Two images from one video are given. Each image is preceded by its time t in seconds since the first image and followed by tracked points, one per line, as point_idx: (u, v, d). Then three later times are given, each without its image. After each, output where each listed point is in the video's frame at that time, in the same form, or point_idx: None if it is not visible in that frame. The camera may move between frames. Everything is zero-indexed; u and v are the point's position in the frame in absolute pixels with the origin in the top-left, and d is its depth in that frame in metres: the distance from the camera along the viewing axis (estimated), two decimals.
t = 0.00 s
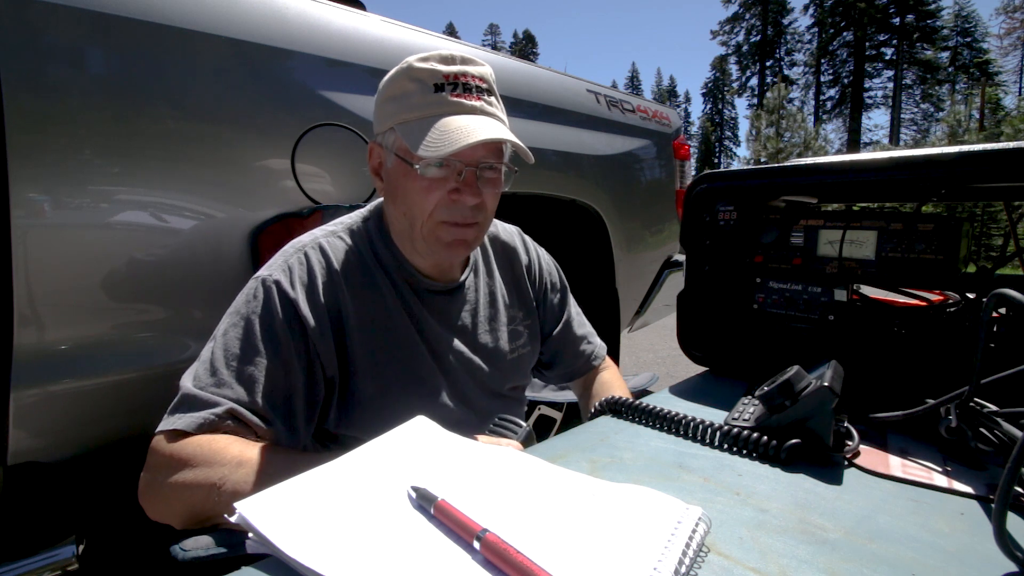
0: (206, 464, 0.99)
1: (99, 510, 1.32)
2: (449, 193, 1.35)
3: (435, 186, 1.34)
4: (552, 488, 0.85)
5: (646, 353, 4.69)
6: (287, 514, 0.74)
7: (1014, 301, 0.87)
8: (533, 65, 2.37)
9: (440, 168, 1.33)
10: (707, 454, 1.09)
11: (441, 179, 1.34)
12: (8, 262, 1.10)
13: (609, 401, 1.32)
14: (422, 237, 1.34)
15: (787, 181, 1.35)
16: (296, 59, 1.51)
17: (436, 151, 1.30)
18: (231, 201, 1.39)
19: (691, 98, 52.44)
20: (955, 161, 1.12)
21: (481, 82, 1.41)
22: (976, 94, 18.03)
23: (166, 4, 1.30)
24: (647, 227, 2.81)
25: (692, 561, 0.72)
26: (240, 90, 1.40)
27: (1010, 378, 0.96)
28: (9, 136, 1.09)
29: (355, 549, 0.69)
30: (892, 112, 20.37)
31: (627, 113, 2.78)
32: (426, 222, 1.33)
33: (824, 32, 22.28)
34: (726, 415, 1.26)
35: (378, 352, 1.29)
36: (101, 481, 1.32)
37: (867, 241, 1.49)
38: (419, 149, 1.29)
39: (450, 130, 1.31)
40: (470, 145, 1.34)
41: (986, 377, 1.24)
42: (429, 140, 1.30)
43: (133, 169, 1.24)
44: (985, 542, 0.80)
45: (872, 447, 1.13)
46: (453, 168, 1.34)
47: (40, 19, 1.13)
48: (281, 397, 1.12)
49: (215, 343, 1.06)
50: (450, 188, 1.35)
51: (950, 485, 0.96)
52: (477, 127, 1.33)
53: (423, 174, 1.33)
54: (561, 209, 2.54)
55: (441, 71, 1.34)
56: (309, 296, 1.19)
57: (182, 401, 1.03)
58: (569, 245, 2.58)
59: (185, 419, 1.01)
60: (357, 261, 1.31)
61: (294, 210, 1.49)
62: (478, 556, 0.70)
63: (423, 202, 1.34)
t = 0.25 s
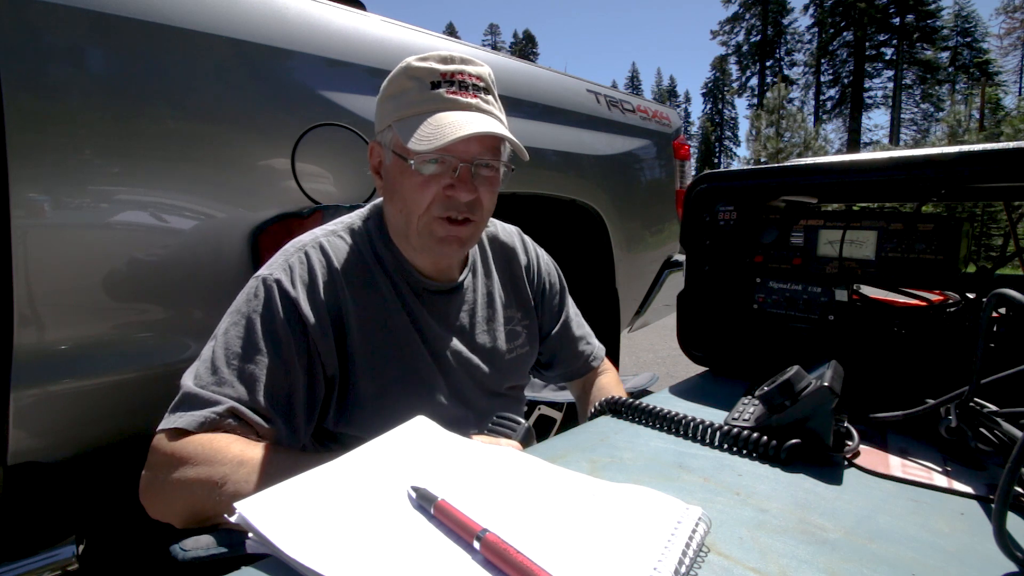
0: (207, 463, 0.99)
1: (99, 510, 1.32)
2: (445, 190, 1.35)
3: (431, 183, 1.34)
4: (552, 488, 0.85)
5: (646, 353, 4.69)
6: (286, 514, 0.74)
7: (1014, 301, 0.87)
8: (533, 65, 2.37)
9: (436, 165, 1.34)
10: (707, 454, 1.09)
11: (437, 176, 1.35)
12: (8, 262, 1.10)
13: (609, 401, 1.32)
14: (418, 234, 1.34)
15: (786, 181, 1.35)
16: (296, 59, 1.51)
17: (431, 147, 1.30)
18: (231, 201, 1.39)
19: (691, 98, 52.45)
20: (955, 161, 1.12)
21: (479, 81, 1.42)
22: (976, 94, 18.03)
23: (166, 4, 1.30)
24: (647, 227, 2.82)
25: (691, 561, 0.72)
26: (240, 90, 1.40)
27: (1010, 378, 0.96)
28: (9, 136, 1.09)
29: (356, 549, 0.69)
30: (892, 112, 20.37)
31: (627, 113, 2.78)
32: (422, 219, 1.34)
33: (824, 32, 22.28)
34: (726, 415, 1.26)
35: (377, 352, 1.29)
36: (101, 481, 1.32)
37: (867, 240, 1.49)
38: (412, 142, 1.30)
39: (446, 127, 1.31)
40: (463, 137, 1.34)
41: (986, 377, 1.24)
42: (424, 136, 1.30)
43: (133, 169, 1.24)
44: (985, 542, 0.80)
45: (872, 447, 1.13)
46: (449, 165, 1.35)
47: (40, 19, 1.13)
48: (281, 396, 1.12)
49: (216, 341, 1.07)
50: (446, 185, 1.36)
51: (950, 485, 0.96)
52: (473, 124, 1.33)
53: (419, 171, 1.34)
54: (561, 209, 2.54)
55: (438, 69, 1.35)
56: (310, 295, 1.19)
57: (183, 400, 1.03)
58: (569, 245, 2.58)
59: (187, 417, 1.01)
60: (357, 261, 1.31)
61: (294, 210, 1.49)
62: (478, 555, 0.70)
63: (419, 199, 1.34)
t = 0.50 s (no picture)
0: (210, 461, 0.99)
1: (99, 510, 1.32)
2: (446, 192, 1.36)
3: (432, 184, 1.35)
4: (552, 488, 0.85)
5: (646, 353, 4.69)
6: (286, 515, 0.74)
7: (1014, 301, 0.87)
8: (533, 65, 2.37)
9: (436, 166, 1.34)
10: (707, 454, 1.09)
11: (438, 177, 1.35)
12: (8, 262, 1.10)
13: (609, 401, 1.32)
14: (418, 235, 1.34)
15: (787, 181, 1.35)
16: (296, 59, 1.51)
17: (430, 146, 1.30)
18: (230, 201, 1.39)
19: (691, 98, 52.45)
20: (955, 161, 1.12)
21: (483, 83, 1.42)
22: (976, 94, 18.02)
23: (166, 4, 1.30)
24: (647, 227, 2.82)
25: (691, 560, 0.72)
26: (240, 90, 1.40)
27: (1010, 378, 0.96)
28: (9, 136, 1.09)
29: (358, 548, 0.69)
30: (892, 111, 20.37)
31: (627, 113, 2.78)
32: (422, 220, 1.34)
33: (824, 32, 22.28)
34: (726, 415, 1.26)
35: (378, 353, 1.29)
36: (101, 481, 1.31)
37: (867, 241, 1.49)
38: (411, 142, 1.31)
39: (446, 126, 1.31)
40: (463, 138, 1.35)
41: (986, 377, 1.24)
42: (424, 136, 1.31)
43: (133, 169, 1.24)
44: (986, 542, 0.80)
45: (872, 447, 1.13)
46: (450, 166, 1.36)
47: (41, 19, 1.13)
48: (282, 395, 1.12)
49: (219, 339, 1.06)
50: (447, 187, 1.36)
51: (950, 485, 0.96)
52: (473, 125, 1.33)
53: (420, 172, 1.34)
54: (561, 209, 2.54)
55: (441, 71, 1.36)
56: (314, 295, 1.19)
57: (186, 396, 1.03)
58: (569, 245, 2.58)
59: (190, 414, 1.01)
60: (360, 261, 1.31)
61: (294, 210, 1.49)
62: (478, 555, 0.70)
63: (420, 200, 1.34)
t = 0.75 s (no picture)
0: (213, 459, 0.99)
1: (99, 511, 1.32)
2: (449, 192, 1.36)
3: (436, 184, 1.35)
4: (553, 488, 0.85)
5: (646, 353, 4.69)
6: (286, 515, 0.74)
7: (1014, 301, 0.87)
8: (533, 65, 2.37)
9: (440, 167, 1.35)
10: (707, 454, 1.09)
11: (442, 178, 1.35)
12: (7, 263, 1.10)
13: (609, 401, 1.32)
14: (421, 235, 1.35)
15: (788, 181, 1.35)
16: (296, 59, 1.51)
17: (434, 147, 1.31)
18: (230, 201, 1.39)
19: (691, 98, 52.46)
20: (956, 161, 1.12)
21: (490, 84, 1.42)
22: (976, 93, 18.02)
23: (166, 4, 1.30)
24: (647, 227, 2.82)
25: (691, 561, 0.72)
26: (240, 90, 1.40)
27: (1010, 378, 0.96)
28: (9, 136, 1.09)
29: (360, 548, 0.69)
30: (892, 111, 20.37)
31: (627, 113, 2.78)
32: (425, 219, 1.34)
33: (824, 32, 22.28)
34: (726, 415, 1.26)
35: (381, 352, 1.29)
36: (101, 482, 1.31)
37: (867, 240, 1.49)
38: (416, 141, 1.31)
39: (450, 128, 1.31)
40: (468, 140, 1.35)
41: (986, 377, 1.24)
42: (429, 137, 1.31)
43: (133, 169, 1.24)
44: (985, 542, 0.80)
45: (871, 447, 1.13)
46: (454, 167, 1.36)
47: (41, 19, 1.13)
48: (285, 394, 1.12)
49: (224, 336, 1.06)
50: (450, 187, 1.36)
51: (950, 485, 0.96)
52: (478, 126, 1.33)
53: (425, 172, 1.35)
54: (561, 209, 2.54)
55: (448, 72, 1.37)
56: (320, 293, 1.20)
57: (190, 394, 1.02)
58: (569, 245, 2.58)
59: (195, 411, 1.00)
60: (365, 260, 1.31)
61: (294, 210, 1.49)
62: (478, 555, 0.70)
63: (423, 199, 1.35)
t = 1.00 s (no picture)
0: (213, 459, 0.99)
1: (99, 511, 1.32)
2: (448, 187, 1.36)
3: (434, 179, 1.36)
4: (554, 487, 0.85)
5: (646, 353, 4.69)
6: (286, 515, 0.74)
7: (1014, 301, 0.87)
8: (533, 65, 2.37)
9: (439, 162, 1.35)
10: (707, 454, 1.09)
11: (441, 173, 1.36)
12: (7, 263, 1.10)
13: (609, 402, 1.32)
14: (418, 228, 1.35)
15: (789, 180, 1.35)
16: (296, 59, 1.51)
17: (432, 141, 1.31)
18: (230, 201, 1.39)
19: (691, 98, 52.45)
20: (955, 161, 1.12)
21: (491, 82, 1.41)
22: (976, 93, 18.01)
23: (166, 4, 1.30)
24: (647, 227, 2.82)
25: (692, 561, 0.72)
26: (240, 90, 1.40)
27: (1010, 378, 0.96)
28: (9, 136, 1.09)
29: (360, 548, 0.69)
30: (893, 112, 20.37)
31: (627, 113, 2.78)
32: (423, 213, 1.34)
33: (825, 32, 22.27)
34: (726, 416, 1.26)
35: (381, 352, 1.29)
36: (100, 482, 1.31)
37: (867, 241, 1.49)
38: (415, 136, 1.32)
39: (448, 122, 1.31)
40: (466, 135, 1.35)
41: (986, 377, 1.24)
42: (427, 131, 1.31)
43: (133, 168, 1.24)
44: (986, 542, 0.80)
45: (872, 447, 1.13)
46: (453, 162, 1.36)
47: (41, 19, 1.13)
48: (286, 392, 1.12)
49: (226, 334, 1.06)
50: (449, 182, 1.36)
51: (950, 485, 0.96)
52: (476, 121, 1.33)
53: (424, 166, 1.36)
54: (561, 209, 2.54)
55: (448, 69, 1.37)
56: (321, 292, 1.19)
57: (192, 392, 1.02)
58: (569, 245, 2.58)
59: (196, 410, 1.01)
60: (366, 258, 1.31)
61: (294, 210, 1.49)
62: (478, 555, 0.70)
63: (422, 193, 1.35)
